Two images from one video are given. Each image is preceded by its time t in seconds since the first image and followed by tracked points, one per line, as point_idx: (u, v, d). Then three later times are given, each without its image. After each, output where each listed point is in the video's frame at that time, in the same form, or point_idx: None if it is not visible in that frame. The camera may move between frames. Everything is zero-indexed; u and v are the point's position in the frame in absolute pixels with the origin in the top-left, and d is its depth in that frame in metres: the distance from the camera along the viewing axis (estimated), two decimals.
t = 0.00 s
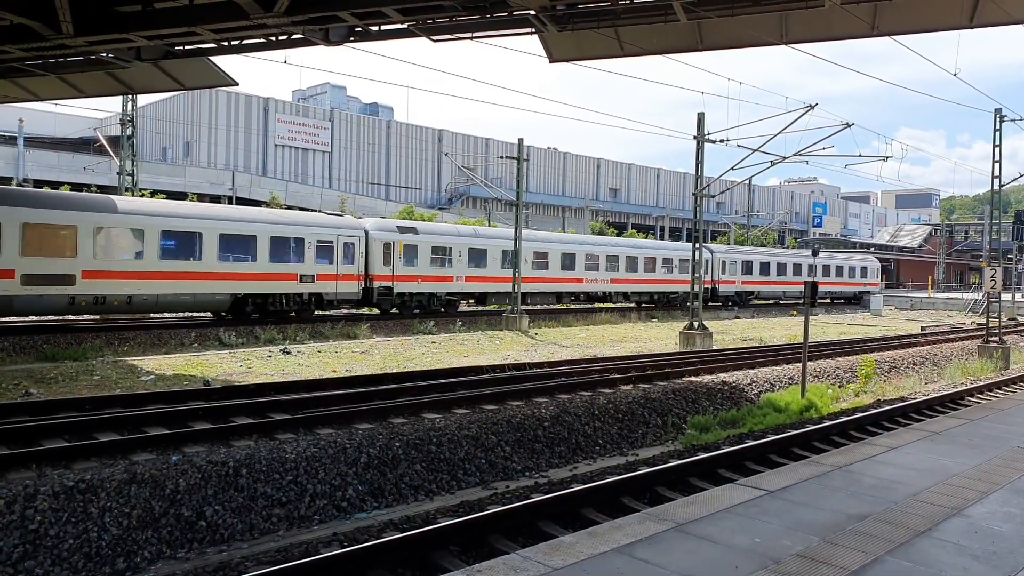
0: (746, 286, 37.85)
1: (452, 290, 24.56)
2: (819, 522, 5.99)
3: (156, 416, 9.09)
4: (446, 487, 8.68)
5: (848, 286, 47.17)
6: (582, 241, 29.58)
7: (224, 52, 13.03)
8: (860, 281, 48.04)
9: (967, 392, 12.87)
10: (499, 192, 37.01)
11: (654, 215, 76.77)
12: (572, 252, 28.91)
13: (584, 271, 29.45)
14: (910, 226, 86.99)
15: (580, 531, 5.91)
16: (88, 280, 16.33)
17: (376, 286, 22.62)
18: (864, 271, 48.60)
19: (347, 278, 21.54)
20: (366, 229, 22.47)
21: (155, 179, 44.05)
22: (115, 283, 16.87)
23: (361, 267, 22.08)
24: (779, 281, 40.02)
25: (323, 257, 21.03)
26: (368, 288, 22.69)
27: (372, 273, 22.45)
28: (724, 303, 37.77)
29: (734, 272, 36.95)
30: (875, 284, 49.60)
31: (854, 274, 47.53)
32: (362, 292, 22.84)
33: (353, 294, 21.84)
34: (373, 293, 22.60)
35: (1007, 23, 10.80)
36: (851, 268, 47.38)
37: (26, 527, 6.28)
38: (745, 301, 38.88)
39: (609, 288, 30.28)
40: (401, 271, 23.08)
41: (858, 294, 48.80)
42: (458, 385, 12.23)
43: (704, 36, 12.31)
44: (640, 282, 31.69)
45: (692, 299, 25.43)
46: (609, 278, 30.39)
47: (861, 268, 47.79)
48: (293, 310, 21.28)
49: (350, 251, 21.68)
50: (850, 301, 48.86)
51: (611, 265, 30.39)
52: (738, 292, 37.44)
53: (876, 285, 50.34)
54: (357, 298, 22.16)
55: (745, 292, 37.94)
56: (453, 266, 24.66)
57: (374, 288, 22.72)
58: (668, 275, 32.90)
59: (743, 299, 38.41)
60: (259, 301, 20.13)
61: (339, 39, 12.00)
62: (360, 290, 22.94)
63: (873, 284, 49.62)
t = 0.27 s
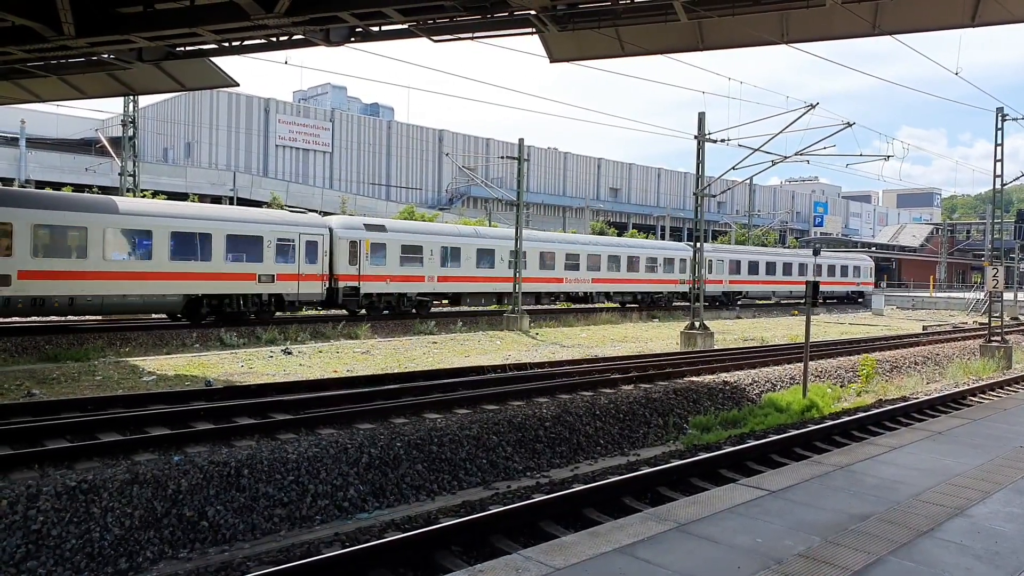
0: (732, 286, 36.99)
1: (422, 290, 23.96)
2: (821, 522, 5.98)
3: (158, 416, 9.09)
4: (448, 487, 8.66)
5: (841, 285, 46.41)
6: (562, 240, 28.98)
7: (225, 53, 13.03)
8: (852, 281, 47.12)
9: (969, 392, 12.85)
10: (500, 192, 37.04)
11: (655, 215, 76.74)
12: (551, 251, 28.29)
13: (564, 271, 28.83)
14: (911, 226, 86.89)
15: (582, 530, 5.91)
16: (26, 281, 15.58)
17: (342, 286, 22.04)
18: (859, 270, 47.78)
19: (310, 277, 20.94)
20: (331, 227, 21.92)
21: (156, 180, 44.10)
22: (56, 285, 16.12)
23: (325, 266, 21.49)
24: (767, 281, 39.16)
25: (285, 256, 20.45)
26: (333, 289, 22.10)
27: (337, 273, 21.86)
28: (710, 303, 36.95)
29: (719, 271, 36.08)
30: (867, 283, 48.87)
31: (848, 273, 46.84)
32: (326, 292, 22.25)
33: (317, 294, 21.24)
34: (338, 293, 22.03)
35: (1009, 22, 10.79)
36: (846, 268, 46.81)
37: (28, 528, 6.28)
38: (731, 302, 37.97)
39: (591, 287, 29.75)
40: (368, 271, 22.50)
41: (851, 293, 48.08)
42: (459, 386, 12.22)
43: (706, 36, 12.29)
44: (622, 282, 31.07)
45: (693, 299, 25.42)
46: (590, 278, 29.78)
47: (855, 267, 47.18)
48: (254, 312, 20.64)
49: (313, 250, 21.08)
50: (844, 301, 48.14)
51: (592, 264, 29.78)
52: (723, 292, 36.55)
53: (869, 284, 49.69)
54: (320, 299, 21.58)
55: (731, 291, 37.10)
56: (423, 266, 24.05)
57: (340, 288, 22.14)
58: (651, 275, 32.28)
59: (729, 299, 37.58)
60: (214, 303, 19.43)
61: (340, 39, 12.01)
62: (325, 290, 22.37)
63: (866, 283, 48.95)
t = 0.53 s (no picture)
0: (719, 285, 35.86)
1: (393, 290, 23.04)
2: (824, 521, 5.97)
3: (160, 416, 9.10)
4: (449, 487, 8.66)
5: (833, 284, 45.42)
6: (538, 238, 28.05)
7: (226, 53, 13.03)
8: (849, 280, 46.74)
9: (970, 392, 12.82)
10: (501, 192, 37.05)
11: (656, 214, 76.69)
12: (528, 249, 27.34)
13: (543, 269, 27.90)
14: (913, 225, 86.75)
15: (584, 530, 5.91)
16: None
17: (305, 286, 21.17)
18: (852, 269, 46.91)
19: (269, 277, 20.12)
20: (293, 225, 21.01)
21: (158, 180, 44.13)
22: None
23: (286, 266, 20.64)
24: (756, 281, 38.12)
25: (243, 255, 19.66)
26: (295, 288, 21.22)
27: (300, 272, 20.96)
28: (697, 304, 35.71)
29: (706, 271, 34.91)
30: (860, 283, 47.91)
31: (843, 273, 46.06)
32: (288, 292, 21.33)
33: (277, 294, 20.43)
34: (299, 293, 21.14)
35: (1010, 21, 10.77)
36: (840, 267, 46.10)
37: (31, 527, 6.29)
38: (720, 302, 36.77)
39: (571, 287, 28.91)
40: (332, 271, 21.57)
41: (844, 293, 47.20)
42: (460, 386, 12.21)
43: (707, 35, 12.27)
44: (604, 281, 30.10)
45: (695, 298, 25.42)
46: (570, 277, 28.83)
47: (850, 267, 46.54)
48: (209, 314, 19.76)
49: (273, 248, 20.28)
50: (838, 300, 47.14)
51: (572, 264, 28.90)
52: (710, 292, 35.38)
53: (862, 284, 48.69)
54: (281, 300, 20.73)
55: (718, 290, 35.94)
56: (393, 264, 23.13)
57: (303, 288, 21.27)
58: (635, 274, 31.35)
59: (717, 298, 36.33)
60: (166, 304, 18.67)
61: (341, 39, 12.01)
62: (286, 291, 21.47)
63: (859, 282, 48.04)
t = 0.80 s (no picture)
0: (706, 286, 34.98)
1: (358, 291, 22.20)
2: (826, 522, 5.96)
3: (161, 417, 9.10)
4: (450, 487, 8.66)
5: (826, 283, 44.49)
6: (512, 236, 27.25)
7: (227, 53, 13.04)
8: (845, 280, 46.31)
9: (972, 392, 12.82)
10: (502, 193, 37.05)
11: (657, 215, 76.69)
12: (501, 248, 26.53)
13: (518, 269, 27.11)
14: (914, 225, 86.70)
15: (585, 531, 5.90)
16: None
17: (263, 286, 20.24)
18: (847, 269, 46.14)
19: (224, 277, 19.23)
20: (251, 223, 20.14)
21: (159, 180, 44.16)
22: None
23: (243, 266, 19.78)
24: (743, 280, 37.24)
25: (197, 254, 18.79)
26: (252, 289, 20.28)
27: (257, 272, 20.12)
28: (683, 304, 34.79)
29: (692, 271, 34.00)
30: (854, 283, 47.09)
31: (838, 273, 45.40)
32: (246, 293, 20.42)
33: (233, 295, 19.52)
34: (258, 294, 20.27)
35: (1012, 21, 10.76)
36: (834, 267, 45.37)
37: (32, 528, 6.29)
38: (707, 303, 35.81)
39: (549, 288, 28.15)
40: (294, 271, 20.69)
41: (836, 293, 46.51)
42: (461, 386, 12.21)
43: (708, 35, 12.26)
44: (582, 281, 29.30)
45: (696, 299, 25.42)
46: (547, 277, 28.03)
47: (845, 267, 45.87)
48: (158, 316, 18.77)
49: (229, 247, 19.39)
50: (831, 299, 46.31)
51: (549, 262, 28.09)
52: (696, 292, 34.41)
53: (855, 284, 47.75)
54: (238, 301, 19.79)
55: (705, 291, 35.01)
56: (358, 264, 22.26)
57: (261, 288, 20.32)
58: (615, 274, 30.60)
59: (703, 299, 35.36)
60: (110, 307, 17.50)
61: (342, 40, 12.02)
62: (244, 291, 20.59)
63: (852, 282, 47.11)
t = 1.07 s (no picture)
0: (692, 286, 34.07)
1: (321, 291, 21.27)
2: (827, 522, 5.96)
3: (162, 416, 9.10)
4: (451, 487, 8.66)
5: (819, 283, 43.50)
6: (489, 234, 26.26)
7: (228, 53, 13.04)
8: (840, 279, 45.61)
9: (973, 392, 12.80)
10: (502, 193, 37.05)
11: (658, 214, 76.64)
12: (476, 246, 25.54)
13: (494, 268, 26.13)
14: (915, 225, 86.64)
15: (585, 531, 5.91)
16: None
17: (217, 286, 19.32)
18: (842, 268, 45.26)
19: (176, 276, 18.32)
20: (205, 220, 19.27)
21: (160, 180, 44.16)
22: None
23: (197, 264, 18.87)
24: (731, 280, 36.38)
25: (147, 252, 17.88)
26: (207, 289, 19.37)
27: (212, 271, 19.24)
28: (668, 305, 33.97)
29: (677, 271, 33.18)
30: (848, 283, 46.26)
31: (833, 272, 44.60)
32: (200, 292, 19.57)
33: (185, 295, 18.60)
34: (211, 294, 19.32)
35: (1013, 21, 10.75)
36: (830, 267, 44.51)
37: (34, 527, 6.29)
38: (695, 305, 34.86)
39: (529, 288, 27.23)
40: (251, 270, 19.78)
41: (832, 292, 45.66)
42: (462, 385, 12.21)
43: (709, 35, 12.24)
44: (563, 281, 28.33)
45: (697, 299, 25.40)
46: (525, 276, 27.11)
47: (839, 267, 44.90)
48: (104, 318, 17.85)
49: (181, 245, 18.47)
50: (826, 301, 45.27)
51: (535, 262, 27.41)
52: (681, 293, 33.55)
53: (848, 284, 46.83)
54: (191, 300, 18.88)
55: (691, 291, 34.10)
56: (321, 263, 21.28)
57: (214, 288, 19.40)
58: (597, 274, 29.72)
59: (690, 300, 34.44)
60: (49, 309, 16.51)
61: (343, 39, 12.01)
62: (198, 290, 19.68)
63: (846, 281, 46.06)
